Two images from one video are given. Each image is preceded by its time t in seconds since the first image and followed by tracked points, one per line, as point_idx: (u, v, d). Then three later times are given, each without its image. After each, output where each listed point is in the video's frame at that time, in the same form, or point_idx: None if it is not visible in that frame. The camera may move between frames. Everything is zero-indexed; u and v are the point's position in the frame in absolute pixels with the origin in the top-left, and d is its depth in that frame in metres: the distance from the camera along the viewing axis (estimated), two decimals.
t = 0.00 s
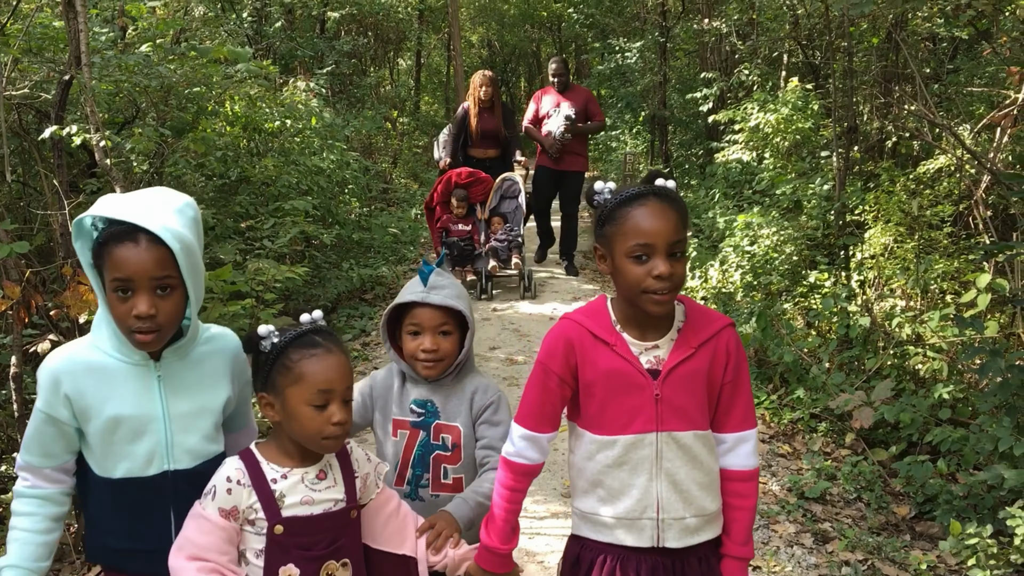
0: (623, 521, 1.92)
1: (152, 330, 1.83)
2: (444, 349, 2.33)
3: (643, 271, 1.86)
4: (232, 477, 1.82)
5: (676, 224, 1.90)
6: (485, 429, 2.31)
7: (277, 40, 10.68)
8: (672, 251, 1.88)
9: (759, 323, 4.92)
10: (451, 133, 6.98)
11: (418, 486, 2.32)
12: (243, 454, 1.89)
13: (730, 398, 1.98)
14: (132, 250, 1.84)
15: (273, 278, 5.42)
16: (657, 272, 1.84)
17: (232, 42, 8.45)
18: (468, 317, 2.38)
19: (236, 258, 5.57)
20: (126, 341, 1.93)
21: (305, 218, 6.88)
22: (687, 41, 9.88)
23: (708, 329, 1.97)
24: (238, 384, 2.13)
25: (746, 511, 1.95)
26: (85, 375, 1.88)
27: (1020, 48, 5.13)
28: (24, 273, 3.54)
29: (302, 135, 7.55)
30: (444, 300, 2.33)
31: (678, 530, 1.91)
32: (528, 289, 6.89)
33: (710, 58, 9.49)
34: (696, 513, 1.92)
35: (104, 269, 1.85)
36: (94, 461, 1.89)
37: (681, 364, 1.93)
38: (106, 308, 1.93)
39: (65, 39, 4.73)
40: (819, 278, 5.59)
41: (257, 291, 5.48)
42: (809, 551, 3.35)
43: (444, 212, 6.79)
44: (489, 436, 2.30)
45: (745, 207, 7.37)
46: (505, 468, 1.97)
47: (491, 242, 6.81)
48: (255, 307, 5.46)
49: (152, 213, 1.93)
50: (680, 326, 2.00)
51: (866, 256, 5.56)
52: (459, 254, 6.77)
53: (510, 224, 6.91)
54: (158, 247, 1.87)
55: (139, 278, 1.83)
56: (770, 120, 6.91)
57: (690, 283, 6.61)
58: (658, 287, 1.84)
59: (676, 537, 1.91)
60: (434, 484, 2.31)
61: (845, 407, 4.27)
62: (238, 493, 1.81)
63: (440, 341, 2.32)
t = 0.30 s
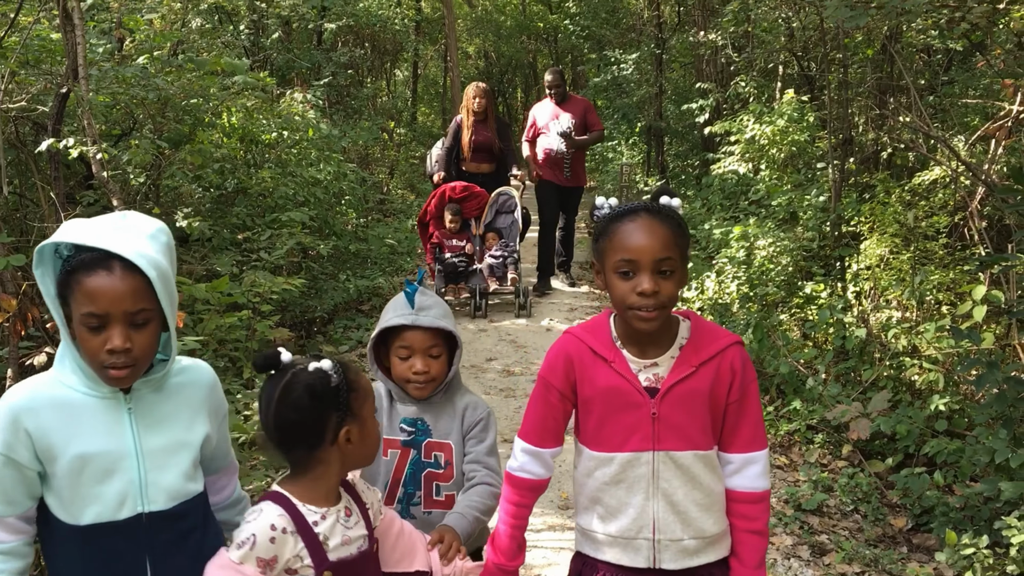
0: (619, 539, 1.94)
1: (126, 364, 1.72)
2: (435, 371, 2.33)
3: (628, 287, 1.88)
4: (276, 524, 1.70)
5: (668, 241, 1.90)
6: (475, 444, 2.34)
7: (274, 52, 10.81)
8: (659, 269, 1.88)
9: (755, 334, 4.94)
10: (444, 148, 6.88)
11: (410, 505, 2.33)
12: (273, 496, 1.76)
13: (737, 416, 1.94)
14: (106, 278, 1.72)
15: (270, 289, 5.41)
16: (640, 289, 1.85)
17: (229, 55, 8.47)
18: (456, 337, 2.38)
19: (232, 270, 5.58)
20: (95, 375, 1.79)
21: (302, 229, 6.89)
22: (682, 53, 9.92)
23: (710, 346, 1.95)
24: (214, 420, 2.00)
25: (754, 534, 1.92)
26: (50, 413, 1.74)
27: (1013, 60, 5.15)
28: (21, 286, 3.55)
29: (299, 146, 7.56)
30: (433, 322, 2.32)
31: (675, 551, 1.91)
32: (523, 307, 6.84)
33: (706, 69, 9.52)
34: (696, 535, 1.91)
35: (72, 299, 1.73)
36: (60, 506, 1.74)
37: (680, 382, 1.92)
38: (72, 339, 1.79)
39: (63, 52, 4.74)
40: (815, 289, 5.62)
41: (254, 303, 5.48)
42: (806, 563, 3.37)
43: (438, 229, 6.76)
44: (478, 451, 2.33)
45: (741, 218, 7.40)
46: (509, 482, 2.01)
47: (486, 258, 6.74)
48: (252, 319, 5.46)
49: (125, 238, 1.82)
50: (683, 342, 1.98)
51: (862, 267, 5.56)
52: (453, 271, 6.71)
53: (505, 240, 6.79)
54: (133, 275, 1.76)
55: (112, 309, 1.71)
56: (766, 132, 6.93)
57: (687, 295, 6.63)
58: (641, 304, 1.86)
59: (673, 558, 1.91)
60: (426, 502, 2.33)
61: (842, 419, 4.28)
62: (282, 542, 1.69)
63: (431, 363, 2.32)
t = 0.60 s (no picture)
0: (627, 560, 1.95)
1: (95, 404, 1.55)
2: (453, 386, 2.34)
3: (638, 308, 1.89)
4: (341, 550, 1.64)
5: (681, 265, 1.89)
6: (489, 459, 2.34)
7: (272, 66, 10.85)
8: (670, 292, 1.88)
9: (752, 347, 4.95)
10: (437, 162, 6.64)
11: (424, 521, 2.29)
12: (325, 520, 1.68)
13: (747, 440, 1.93)
14: (63, 313, 1.54)
15: (267, 302, 5.41)
16: (649, 313, 1.86)
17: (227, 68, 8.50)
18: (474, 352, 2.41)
19: (229, 283, 5.59)
20: (58, 413, 1.62)
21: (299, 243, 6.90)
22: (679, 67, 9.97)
23: (720, 368, 1.95)
24: (200, 443, 1.83)
25: (764, 557, 1.90)
26: (11, 459, 1.56)
27: (1008, 74, 5.18)
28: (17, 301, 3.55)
29: (297, 159, 7.58)
30: (455, 337, 2.36)
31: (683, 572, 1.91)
32: (519, 326, 6.77)
33: (702, 83, 9.56)
34: (703, 559, 1.91)
35: (28, 336, 1.55)
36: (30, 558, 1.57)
37: (689, 406, 1.92)
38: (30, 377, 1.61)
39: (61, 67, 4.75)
40: (812, 302, 5.63)
41: (251, 316, 5.48)
42: None
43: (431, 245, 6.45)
44: (491, 467, 2.33)
45: (738, 231, 7.42)
46: (522, 508, 2.01)
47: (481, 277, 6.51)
48: (249, 332, 5.46)
49: (82, 263, 1.63)
50: (693, 365, 1.98)
51: (858, 279, 5.58)
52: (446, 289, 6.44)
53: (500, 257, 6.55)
54: (96, 306, 1.58)
55: (74, 347, 1.54)
56: (762, 145, 6.95)
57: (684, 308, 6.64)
58: (650, 328, 1.87)
59: None
60: (440, 517, 2.29)
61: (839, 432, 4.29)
62: (347, 566, 1.64)
63: (449, 378, 2.33)
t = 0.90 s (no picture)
0: None
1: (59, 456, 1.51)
2: (476, 417, 2.30)
3: (657, 329, 1.89)
4: None
5: (699, 284, 1.89)
6: (518, 497, 2.32)
7: (270, 80, 10.87)
8: (689, 312, 1.88)
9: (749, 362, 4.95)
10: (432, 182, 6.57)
11: (444, 554, 2.32)
12: (348, 557, 1.65)
13: (768, 468, 1.92)
14: (27, 360, 1.48)
15: (264, 318, 5.41)
16: (668, 332, 1.86)
17: (225, 83, 8.51)
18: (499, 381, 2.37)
19: (226, 298, 5.59)
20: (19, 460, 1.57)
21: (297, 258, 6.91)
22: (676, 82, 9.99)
23: (742, 395, 1.94)
24: (173, 484, 1.79)
25: None
26: None
27: (1003, 90, 5.20)
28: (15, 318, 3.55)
29: (295, 174, 7.59)
30: (480, 366, 2.32)
31: None
32: (514, 348, 6.52)
33: (699, 98, 9.59)
34: None
35: None
36: None
37: (709, 431, 1.92)
38: None
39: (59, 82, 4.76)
40: (809, 317, 5.64)
41: (248, 331, 5.48)
42: None
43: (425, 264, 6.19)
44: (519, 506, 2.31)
45: (735, 246, 7.43)
46: (536, 528, 1.99)
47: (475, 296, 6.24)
48: (246, 347, 5.46)
49: (50, 303, 1.57)
50: (714, 389, 1.98)
51: (855, 294, 5.59)
52: (439, 311, 6.16)
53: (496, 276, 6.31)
54: (64, 351, 1.53)
55: (40, 396, 1.49)
56: (758, 160, 6.97)
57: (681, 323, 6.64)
58: (669, 348, 1.87)
59: None
60: (461, 550, 2.31)
61: (836, 448, 4.30)
62: None
63: (472, 409, 2.29)
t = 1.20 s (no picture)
0: None
1: None
2: (466, 449, 2.28)
3: (667, 346, 1.89)
4: None
5: (709, 300, 1.90)
6: (519, 529, 2.33)
7: (268, 98, 10.90)
8: (699, 328, 1.88)
9: (747, 380, 4.96)
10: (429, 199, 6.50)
11: None
12: None
13: (779, 493, 1.91)
14: None
15: (261, 335, 5.41)
16: (679, 350, 1.86)
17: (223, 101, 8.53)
18: (490, 413, 2.34)
19: (222, 316, 5.59)
20: None
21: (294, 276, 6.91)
22: (672, 100, 10.04)
23: (753, 418, 1.95)
24: (105, 541, 1.60)
25: None
26: None
27: (997, 109, 5.22)
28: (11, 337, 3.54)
29: (293, 192, 7.58)
30: (469, 397, 2.29)
31: None
32: (509, 377, 6.32)
33: (696, 116, 9.63)
34: None
35: None
36: None
37: (716, 451, 1.92)
38: None
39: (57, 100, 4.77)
40: (806, 335, 5.65)
41: (245, 349, 5.48)
42: None
43: (417, 286, 5.98)
44: (520, 536, 2.32)
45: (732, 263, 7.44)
46: (548, 547, 1.98)
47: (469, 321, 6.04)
48: (243, 365, 5.45)
49: None
50: (723, 411, 1.99)
51: (852, 311, 5.59)
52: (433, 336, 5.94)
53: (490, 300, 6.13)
54: None
55: None
56: (754, 178, 6.99)
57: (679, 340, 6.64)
58: (680, 365, 1.87)
59: None
60: None
61: (833, 466, 4.30)
62: None
63: (463, 441, 2.27)
